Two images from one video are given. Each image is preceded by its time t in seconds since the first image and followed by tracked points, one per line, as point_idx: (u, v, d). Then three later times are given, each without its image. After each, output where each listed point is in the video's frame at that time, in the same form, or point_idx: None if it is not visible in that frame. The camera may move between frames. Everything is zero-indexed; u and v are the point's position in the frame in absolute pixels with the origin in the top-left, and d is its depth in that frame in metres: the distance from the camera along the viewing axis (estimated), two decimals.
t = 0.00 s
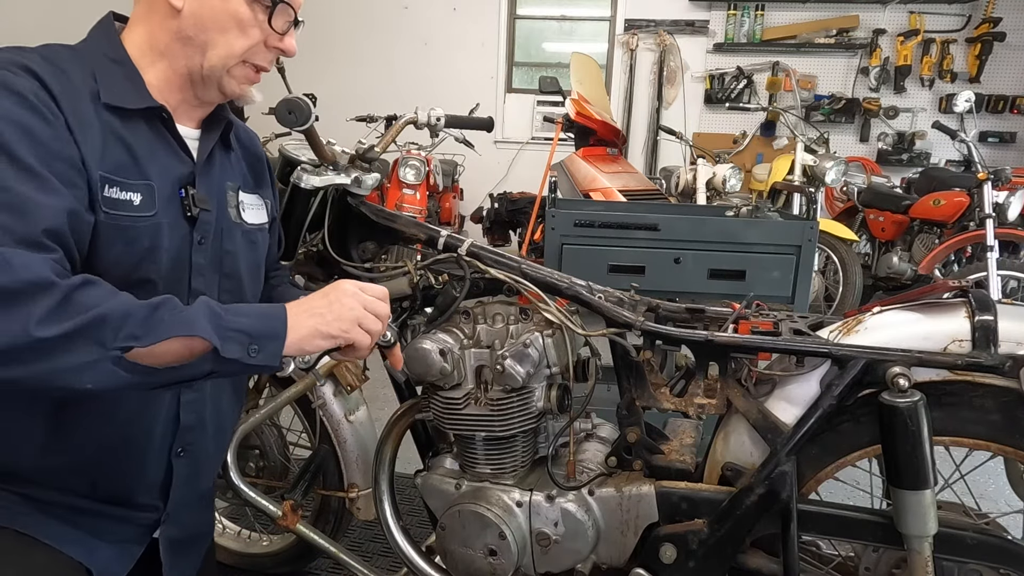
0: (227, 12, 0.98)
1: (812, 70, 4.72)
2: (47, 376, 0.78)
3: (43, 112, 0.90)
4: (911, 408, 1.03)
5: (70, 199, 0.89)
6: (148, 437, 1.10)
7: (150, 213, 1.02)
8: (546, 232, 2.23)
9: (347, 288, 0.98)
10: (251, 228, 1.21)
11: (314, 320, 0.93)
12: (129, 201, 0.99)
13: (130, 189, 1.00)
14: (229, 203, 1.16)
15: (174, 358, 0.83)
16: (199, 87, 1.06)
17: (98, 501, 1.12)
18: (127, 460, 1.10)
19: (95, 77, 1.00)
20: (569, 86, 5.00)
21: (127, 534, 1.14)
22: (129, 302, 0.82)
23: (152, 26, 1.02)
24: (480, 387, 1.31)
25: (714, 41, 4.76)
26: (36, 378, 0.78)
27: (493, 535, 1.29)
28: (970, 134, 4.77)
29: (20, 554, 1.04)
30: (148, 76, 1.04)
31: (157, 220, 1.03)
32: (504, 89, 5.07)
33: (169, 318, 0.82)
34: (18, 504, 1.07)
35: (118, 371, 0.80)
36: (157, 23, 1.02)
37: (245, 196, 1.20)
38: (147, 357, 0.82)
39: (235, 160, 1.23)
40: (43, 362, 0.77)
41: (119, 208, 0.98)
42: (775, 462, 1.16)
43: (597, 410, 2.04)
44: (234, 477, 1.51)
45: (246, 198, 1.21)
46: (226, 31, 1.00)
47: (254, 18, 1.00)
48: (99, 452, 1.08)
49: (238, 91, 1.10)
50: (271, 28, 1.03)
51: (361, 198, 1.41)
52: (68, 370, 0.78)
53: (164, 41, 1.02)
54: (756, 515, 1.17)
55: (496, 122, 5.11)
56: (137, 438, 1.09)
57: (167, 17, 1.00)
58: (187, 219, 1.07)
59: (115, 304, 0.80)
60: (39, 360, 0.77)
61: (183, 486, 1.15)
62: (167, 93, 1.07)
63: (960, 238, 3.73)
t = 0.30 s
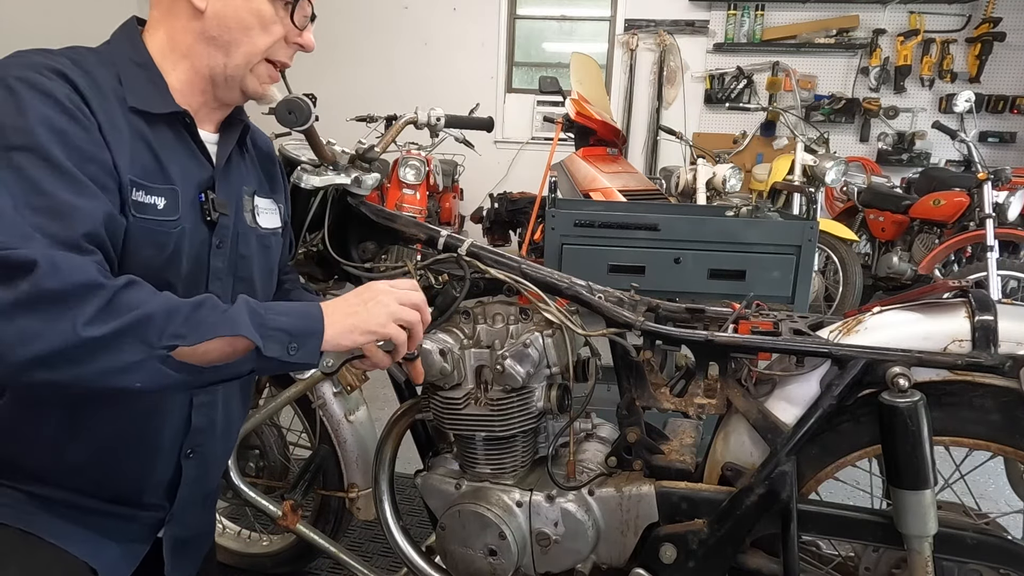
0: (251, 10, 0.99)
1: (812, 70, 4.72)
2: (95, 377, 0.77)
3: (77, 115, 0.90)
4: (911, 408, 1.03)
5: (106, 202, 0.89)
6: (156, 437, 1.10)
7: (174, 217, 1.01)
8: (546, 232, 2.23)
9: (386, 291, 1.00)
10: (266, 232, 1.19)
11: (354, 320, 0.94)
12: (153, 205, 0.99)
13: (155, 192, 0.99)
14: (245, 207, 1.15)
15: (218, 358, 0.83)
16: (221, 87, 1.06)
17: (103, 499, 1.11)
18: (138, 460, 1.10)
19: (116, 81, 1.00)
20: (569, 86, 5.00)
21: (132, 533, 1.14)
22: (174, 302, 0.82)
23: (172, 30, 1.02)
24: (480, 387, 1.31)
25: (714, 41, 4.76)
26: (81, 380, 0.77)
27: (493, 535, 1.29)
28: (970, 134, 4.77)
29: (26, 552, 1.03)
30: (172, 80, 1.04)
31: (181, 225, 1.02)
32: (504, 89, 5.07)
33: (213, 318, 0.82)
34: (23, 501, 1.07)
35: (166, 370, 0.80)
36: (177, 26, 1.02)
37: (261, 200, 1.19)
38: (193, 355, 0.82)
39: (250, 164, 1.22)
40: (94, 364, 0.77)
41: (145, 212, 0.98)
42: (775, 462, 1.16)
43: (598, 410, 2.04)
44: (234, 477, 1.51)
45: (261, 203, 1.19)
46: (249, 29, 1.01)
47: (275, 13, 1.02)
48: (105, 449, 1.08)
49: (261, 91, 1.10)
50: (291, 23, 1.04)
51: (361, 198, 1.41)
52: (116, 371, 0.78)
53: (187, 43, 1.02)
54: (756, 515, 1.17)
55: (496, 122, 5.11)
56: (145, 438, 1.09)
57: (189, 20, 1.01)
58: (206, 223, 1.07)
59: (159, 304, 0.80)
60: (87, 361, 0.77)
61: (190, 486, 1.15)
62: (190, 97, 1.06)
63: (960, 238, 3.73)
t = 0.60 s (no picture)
0: (265, 12, 0.99)
1: (812, 70, 4.73)
2: (239, 368, 0.77)
3: (151, 114, 0.87)
4: (911, 408, 1.03)
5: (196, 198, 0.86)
6: (178, 438, 1.09)
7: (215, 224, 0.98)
8: (546, 233, 2.23)
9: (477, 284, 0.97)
10: (273, 235, 1.21)
11: (446, 306, 0.91)
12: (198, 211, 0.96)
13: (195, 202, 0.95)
14: (255, 212, 1.17)
15: (347, 338, 0.83)
16: (240, 88, 1.07)
17: (110, 496, 1.08)
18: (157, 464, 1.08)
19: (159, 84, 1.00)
20: (569, 86, 5.00)
21: (140, 526, 1.12)
22: (302, 289, 0.81)
23: (186, 36, 1.01)
24: (480, 387, 1.31)
25: (714, 41, 4.76)
26: (222, 368, 0.76)
27: (493, 535, 1.29)
28: (970, 133, 4.77)
29: (32, 562, 1.00)
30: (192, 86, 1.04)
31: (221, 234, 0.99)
32: (504, 89, 5.07)
33: (341, 302, 0.82)
34: (30, 500, 1.03)
35: (307, 353, 0.80)
36: (191, 33, 1.01)
37: (269, 204, 1.21)
38: (327, 334, 0.81)
39: (255, 166, 1.23)
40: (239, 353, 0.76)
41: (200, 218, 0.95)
42: (775, 462, 1.16)
43: (598, 410, 2.04)
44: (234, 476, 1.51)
45: (266, 205, 1.20)
46: (263, 30, 1.01)
47: (287, 13, 1.02)
48: (135, 450, 1.05)
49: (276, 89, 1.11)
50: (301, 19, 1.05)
51: (361, 198, 1.41)
52: (260, 357, 0.77)
53: (203, 49, 1.01)
54: (756, 516, 1.17)
55: (496, 122, 5.11)
56: (169, 441, 1.08)
57: (204, 25, 1.00)
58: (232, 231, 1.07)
59: (287, 290, 0.80)
60: (231, 350, 0.76)
61: (201, 488, 1.15)
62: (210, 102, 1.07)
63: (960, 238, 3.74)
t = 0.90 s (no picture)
0: (269, 17, 1.03)
1: (812, 70, 4.72)
2: (415, 288, 0.94)
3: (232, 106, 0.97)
4: (911, 408, 1.03)
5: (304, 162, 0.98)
6: (210, 430, 1.11)
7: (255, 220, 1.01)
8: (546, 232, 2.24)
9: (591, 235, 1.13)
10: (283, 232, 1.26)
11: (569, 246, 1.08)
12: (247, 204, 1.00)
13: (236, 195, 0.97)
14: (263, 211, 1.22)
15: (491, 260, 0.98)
16: (245, 92, 1.10)
17: (125, 491, 1.06)
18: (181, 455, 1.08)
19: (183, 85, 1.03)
20: (569, 86, 5.00)
21: (146, 529, 1.11)
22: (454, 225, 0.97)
23: (189, 40, 1.03)
24: (480, 388, 1.31)
25: (714, 41, 4.76)
26: (405, 285, 0.93)
27: (493, 535, 1.29)
28: (970, 133, 4.77)
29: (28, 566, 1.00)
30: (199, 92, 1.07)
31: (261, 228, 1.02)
32: (504, 89, 5.08)
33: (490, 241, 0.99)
34: (31, 508, 1.02)
35: (468, 272, 0.97)
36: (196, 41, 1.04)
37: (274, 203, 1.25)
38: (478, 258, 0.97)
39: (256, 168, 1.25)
40: (417, 277, 0.93)
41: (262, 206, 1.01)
42: (775, 462, 1.16)
43: (598, 410, 2.04)
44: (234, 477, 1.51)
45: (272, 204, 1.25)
46: (268, 36, 1.04)
47: (290, 18, 1.05)
48: (180, 436, 1.07)
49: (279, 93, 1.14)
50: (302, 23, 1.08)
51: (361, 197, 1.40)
52: (433, 276, 0.94)
53: (208, 53, 1.03)
54: (756, 516, 1.17)
55: (496, 121, 5.12)
56: (205, 430, 1.10)
57: (208, 29, 1.02)
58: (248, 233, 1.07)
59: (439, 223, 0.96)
60: (411, 270, 0.93)
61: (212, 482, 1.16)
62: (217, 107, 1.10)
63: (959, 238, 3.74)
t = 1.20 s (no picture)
0: (265, 17, 1.03)
1: (812, 70, 4.72)
2: (413, 284, 0.94)
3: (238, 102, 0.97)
4: (911, 408, 1.03)
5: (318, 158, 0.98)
6: (220, 423, 1.10)
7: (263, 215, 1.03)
8: (546, 232, 2.24)
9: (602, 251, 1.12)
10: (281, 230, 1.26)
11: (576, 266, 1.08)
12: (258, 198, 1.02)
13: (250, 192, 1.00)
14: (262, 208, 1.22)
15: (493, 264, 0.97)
16: (242, 91, 1.10)
17: (135, 483, 1.06)
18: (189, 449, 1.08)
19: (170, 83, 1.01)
20: (569, 86, 5.00)
21: (159, 523, 1.10)
22: (454, 220, 0.97)
23: (186, 41, 1.02)
24: (480, 388, 1.31)
25: (714, 41, 4.76)
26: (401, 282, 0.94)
27: (493, 535, 1.29)
28: (970, 133, 4.77)
29: (48, 563, 0.99)
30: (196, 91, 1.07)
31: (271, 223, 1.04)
32: (504, 89, 5.07)
33: (490, 237, 0.98)
34: (48, 500, 1.02)
35: (467, 273, 0.96)
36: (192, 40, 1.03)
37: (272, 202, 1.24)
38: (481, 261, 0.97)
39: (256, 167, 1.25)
40: (417, 272, 0.94)
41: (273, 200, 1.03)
42: (775, 462, 1.16)
43: (598, 410, 2.04)
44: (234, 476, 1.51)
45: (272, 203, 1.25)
46: (264, 35, 1.04)
47: (286, 17, 1.05)
48: (188, 429, 1.06)
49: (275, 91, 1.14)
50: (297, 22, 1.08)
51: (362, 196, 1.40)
52: (431, 275, 0.94)
53: (206, 54, 1.03)
54: (756, 516, 1.17)
55: (496, 121, 5.12)
56: (215, 422, 1.10)
57: (205, 31, 1.02)
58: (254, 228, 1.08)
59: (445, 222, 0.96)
60: (407, 269, 0.93)
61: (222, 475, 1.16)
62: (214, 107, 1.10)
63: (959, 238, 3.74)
